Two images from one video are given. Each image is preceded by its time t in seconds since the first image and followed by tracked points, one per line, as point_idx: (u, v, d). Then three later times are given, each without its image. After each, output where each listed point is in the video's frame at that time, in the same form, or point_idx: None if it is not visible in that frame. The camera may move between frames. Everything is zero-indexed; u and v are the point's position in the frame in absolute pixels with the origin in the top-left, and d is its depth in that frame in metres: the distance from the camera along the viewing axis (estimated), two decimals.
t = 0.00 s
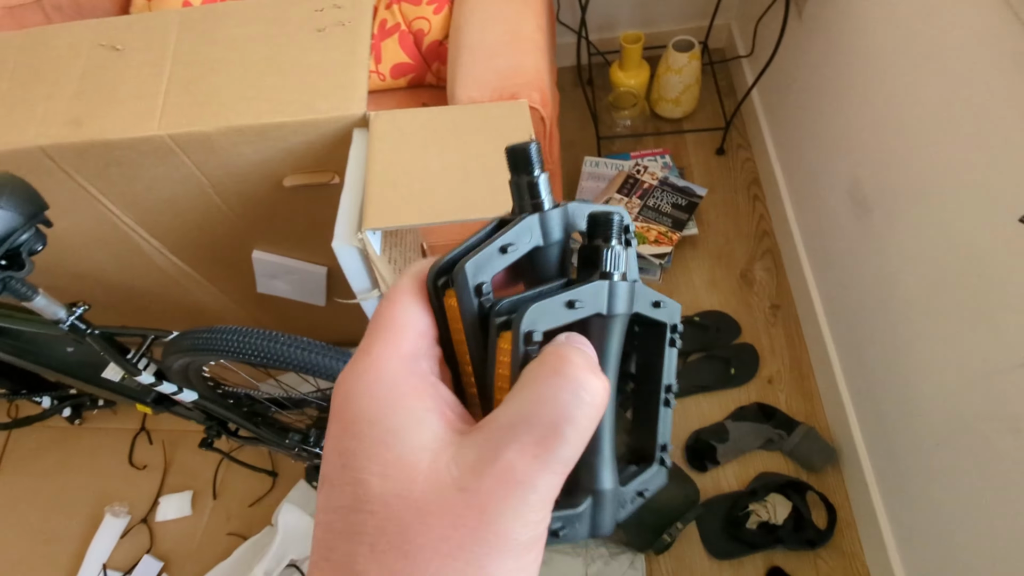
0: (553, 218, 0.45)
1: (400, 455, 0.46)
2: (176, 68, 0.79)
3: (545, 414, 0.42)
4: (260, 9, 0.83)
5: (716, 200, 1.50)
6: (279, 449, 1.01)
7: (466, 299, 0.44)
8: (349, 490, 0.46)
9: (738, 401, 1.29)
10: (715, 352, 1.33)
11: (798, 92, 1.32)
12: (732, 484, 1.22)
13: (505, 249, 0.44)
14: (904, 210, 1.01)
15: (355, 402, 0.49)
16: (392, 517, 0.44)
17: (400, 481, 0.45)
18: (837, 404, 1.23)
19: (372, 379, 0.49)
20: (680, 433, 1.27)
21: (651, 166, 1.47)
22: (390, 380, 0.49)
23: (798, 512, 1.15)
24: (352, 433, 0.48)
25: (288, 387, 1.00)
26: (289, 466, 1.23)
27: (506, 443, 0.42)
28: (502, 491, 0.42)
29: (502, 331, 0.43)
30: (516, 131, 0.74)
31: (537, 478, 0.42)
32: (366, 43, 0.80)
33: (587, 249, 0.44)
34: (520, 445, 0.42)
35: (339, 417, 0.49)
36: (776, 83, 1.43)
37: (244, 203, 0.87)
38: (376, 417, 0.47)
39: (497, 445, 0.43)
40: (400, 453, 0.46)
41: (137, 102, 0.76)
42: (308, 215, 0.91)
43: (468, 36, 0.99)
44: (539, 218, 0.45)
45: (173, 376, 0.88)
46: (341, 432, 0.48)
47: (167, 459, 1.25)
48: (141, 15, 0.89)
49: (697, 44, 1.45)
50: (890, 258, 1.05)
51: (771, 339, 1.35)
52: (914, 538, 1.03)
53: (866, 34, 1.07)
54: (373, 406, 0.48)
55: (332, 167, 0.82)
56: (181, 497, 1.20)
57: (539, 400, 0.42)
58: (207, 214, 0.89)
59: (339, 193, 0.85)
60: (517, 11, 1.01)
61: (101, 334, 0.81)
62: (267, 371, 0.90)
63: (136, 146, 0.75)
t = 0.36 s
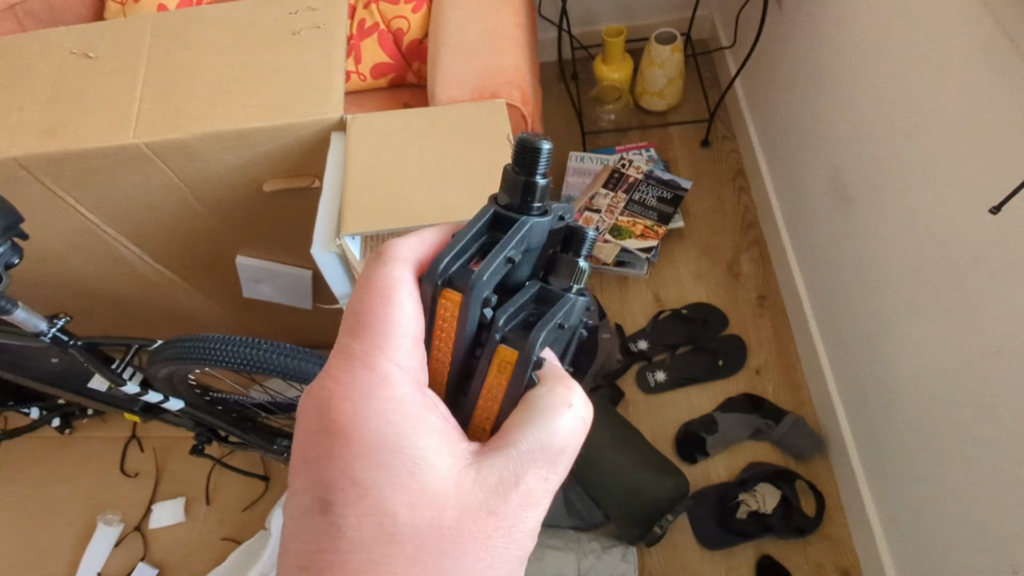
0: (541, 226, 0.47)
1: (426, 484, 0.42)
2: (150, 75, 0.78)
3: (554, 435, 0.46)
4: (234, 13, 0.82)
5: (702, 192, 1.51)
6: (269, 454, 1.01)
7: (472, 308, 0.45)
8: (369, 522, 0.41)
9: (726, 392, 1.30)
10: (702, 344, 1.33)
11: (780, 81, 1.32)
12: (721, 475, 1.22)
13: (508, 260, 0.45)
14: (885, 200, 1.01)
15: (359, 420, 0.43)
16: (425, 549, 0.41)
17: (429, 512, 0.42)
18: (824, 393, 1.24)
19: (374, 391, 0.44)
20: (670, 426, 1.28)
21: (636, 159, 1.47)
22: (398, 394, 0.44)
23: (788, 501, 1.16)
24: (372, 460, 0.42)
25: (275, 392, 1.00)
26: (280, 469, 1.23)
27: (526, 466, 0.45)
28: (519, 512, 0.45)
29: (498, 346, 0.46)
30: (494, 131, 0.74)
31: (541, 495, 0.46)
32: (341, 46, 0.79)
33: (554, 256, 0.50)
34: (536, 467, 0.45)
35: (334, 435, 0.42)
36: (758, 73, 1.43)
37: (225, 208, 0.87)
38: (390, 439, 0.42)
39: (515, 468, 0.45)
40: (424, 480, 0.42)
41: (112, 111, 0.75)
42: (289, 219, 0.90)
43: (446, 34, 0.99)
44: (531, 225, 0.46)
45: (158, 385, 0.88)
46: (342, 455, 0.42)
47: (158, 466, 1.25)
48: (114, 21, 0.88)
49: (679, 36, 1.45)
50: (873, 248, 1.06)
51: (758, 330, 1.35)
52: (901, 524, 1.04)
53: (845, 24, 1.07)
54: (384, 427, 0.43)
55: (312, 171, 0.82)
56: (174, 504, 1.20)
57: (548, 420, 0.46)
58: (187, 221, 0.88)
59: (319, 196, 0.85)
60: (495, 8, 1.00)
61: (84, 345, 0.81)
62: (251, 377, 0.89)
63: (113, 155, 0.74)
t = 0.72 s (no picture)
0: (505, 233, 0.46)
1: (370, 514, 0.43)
2: (133, 80, 0.77)
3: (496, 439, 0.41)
4: (216, 15, 0.81)
5: (693, 184, 1.50)
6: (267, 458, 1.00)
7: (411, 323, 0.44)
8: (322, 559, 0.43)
9: (722, 383, 1.30)
10: (697, 337, 1.33)
11: (769, 71, 1.31)
12: (719, 466, 1.23)
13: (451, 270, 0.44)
14: (876, 188, 1.01)
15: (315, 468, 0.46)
16: None
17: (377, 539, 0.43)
18: (819, 382, 1.24)
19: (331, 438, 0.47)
20: (667, 419, 1.28)
21: (627, 153, 1.47)
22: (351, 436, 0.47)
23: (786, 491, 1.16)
24: (314, 483, 0.45)
25: (269, 396, 0.99)
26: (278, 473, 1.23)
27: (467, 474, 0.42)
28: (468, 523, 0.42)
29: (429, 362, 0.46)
30: (482, 130, 0.74)
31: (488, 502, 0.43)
32: (326, 46, 0.78)
33: (534, 262, 0.46)
34: (479, 472, 0.42)
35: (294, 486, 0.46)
36: (747, 63, 1.43)
37: (214, 213, 0.86)
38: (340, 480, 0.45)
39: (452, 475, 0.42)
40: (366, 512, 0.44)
41: (95, 117, 0.74)
42: (279, 223, 0.90)
43: (433, 32, 0.98)
44: (488, 233, 0.45)
45: (152, 393, 0.88)
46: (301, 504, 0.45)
47: (156, 473, 1.24)
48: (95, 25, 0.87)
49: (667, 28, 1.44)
50: (864, 237, 1.06)
51: (752, 321, 1.35)
52: (898, 510, 1.04)
53: (833, 12, 1.07)
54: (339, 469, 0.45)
55: (300, 174, 0.81)
56: (173, 511, 1.19)
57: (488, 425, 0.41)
58: (176, 226, 0.87)
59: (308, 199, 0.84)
60: (481, 5, 1.00)
61: (75, 355, 0.80)
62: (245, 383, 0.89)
63: (98, 162, 0.73)
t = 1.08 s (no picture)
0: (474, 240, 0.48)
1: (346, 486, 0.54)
2: (121, 86, 0.76)
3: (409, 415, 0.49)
4: (204, 17, 0.80)
5: (689, 176, 1.50)
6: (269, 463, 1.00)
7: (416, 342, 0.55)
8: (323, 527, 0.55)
9: (722, 375, 1.30)
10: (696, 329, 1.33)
11: (763, 61, 1.31)
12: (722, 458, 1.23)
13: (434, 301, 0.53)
14: (873, 176, 1.01)
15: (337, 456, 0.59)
16: (348, 533, 0.52)
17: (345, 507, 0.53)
18: (819, 371, 1.24)
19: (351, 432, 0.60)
20: (668, 412, 1.28)
21: (622, 147, 1.46)
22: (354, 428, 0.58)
23: (789, 481, 1.17)
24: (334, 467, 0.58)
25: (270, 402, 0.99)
26: (281, 477, 1.22)
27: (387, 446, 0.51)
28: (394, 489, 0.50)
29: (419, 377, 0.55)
30: (477, 128, 0.73)
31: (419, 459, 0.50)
32: (317, 47, 0.77)
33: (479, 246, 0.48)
34: (394, 444, 0.50)
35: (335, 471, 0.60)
36: (740, 53, 1.42)
37: (209, 218, 0.85)
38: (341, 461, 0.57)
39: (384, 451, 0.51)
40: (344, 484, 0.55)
41: (85, 124, 0.73)
42: (274, 226, 0.89)
43: (424, 29, 0.97)
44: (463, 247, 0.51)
45: (151, 401, 0.87)
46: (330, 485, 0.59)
47: (158, 481, 1.24)
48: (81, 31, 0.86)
49: (659, 20, 1.43)
50: (861, 226, 1.05)
51: (751, 311, 1.35)
52: (901, 497, 1.04)
53: None
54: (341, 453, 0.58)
55: (294, 177, 0.80)
56: (176, 518, 1.19)
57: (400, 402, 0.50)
58: (170, 232, 0.87)
59: (304, 202, 0.84)
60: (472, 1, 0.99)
61: (73, 365, 0.79)
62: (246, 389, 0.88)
63: (88, 170, 0.72)
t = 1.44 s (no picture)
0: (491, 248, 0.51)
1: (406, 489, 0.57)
2: (115, 88, 0.75)
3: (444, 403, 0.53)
4: (197, 17, 0.79)
5: (687, 167, 1.49)
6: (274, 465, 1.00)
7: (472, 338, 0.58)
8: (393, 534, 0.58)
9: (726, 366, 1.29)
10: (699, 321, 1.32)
11: (760, 49, 1.30)
12: (728, 449, 1.22)
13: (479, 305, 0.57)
14: (874, 162, 1.00)
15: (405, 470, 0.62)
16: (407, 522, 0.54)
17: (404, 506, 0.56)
18: (823, 360, 1.23)
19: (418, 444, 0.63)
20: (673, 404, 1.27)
21: (620, 139, 1.45)
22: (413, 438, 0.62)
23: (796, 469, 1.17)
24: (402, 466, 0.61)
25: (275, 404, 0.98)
26: (287, 479, 1.22)
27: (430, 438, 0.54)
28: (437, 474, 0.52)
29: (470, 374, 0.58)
30: (477, 122, 0.72)
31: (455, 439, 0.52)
32: (312, 44, 0.76)
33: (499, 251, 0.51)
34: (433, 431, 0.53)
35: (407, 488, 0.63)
36: (736, 42, 1.41)
37: (207, 220, 0.84)
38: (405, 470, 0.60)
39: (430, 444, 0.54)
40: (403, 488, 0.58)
41: (79, 127, 0.72)
42: (274, 227, 0.88)
43: (420, 24, 0.96)
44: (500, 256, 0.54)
45: (154, 406, 0.86)
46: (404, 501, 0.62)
47: (162, 486, 1.23)
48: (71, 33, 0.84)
49: (654, 10, 1.42)
50: (863, 213, 1.05)
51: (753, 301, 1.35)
52: (909, 483, 1.04)
53: None
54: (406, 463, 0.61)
55: (293, 176, 0.80)
56: (182, 522, 1.18)
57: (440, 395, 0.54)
58: (169, 235, 0.86)
59: (303, 201, 0.83)
60: None
61: (74, 371, 0.78)
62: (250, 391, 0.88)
63: (84, 174, 0.71)
